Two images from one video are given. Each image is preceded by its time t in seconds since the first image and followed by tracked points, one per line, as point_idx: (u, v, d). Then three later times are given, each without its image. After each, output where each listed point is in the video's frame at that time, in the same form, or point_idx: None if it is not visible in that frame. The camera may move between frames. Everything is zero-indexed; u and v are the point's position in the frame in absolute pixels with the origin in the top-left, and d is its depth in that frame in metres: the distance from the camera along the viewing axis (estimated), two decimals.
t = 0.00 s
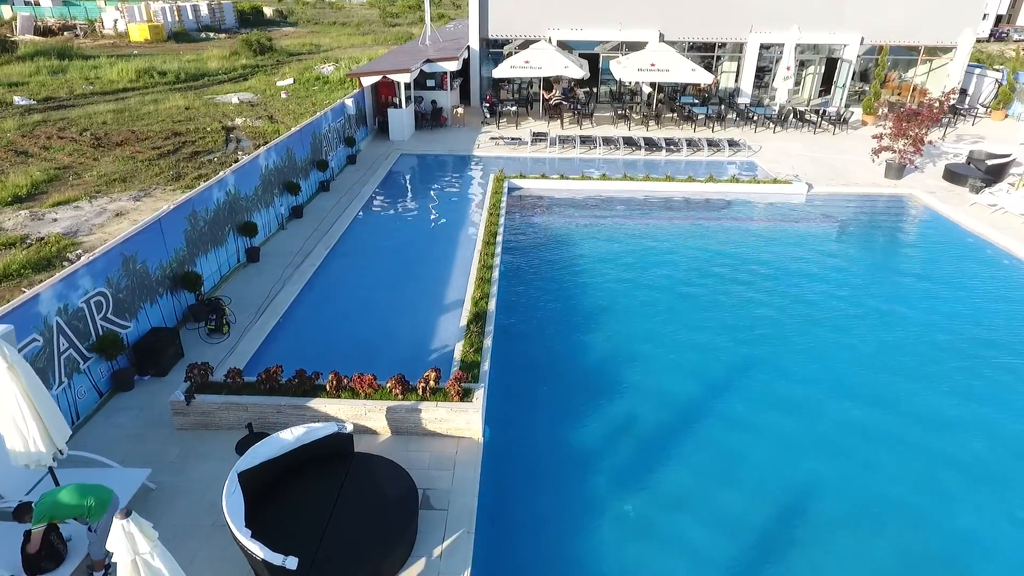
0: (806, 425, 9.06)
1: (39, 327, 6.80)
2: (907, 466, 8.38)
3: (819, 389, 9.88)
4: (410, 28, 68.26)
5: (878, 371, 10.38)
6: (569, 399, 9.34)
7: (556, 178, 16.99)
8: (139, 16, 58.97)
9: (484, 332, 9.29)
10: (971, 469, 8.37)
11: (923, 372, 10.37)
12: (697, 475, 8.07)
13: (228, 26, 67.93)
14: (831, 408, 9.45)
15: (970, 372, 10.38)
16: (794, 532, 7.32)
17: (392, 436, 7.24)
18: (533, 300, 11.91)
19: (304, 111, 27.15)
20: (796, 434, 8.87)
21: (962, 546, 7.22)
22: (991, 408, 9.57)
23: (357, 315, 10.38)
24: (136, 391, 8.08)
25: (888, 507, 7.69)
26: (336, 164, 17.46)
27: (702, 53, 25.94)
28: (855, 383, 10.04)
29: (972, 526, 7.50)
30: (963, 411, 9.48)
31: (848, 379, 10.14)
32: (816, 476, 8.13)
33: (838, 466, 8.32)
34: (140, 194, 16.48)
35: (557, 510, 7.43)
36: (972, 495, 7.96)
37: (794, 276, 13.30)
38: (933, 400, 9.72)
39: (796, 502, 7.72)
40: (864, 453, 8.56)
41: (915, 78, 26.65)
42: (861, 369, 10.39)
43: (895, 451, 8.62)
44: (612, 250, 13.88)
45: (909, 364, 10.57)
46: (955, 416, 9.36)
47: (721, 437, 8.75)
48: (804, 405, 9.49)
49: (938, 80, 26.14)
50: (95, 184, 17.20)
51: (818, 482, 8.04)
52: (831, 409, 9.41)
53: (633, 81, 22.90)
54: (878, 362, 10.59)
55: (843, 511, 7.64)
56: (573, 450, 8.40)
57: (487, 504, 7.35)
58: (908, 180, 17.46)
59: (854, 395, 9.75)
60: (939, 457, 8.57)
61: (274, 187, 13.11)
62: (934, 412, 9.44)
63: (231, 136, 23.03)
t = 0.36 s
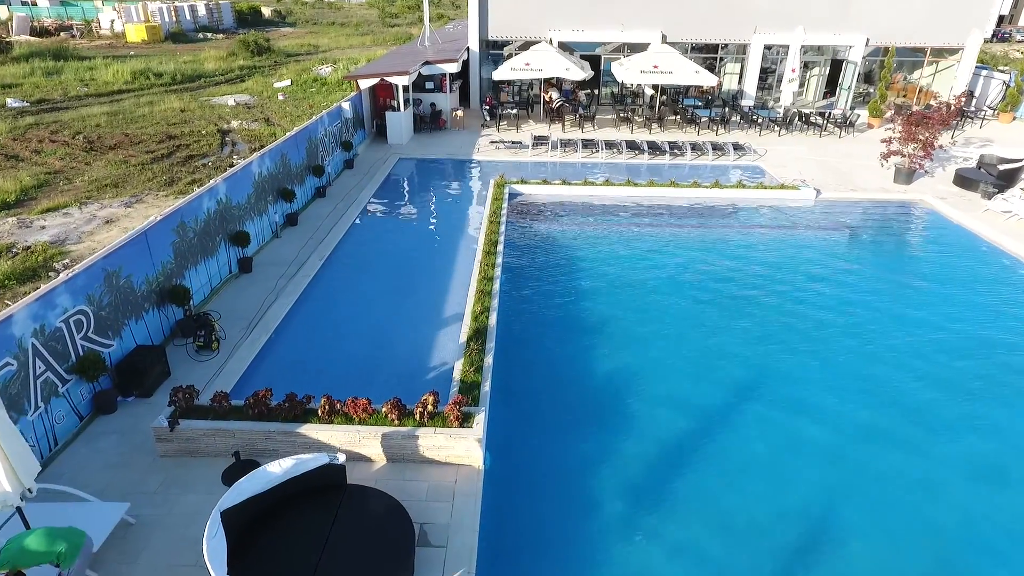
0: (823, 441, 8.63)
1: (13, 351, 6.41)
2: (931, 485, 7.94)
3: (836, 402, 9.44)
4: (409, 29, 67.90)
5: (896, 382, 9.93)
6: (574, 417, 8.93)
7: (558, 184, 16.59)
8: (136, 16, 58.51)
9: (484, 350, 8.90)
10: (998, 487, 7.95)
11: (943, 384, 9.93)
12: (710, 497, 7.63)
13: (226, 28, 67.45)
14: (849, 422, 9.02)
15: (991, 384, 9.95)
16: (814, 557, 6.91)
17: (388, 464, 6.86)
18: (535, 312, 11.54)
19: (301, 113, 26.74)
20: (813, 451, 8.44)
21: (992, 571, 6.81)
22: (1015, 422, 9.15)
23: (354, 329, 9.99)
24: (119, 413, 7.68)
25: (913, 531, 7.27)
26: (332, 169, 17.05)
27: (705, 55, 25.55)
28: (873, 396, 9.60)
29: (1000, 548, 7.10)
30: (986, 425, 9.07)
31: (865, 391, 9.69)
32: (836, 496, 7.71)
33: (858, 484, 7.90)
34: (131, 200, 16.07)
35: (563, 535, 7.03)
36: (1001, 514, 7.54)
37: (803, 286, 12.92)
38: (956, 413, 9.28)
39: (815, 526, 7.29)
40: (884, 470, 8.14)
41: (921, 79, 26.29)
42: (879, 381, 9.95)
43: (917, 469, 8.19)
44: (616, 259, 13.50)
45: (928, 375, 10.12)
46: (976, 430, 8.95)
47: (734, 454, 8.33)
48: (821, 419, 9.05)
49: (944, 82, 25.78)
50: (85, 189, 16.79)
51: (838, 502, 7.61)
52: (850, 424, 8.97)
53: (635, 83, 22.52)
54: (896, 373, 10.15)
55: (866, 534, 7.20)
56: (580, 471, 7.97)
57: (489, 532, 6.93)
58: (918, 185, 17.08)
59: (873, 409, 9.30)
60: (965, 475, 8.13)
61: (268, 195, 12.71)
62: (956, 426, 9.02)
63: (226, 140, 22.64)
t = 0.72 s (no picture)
0: (835, 477, 8.32)
1: None
2: (948, 524, 7.64)
3: (848, 432, 9.13)
4: (408, 29, 67.45)
5: (908, 410, 9.64)
6: (578, 446, 8.56)
7: (560, 189, 16.22)
8: (133, 17, 58.04)
9: (485, 369, 8.51)
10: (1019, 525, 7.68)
11: (957, 411, 9.64)
12: (721, 539, 7.29)
13: (224, 27, 66.87)
14: (862, 455, 8.70)
15: (1008, 410, 9.65)
16: None
17: (384, 494, 6.47)
18: (537, 324, 11.16)
19: (298, 115, 26.33)
20: (825, 486, 8.12)
21: None
22: None
23: (349, 345, 9.58)
24: (101, 437, 7.29)
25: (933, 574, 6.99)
26: (329, 173, 16.64)
27: (708, 57, 25.17)
28: (885, 425, 9.28)
29: None
30: (1002, 456, 8.80)
31: (877, 420, 9.39)
32: (851, 534, 7.43)
33: (873, 523, 7.63)
34: (122, 206, 15.67)
35: None
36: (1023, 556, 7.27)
37: (812, 298, 12.57)
38: (971, 443, 8.97)
39: (830, 571, 6.98)
40: (900, 506, 7.87)
41: (927, 81, 25.92)
42: (890, 409, 9.66)
43: (934, 506, 7.89)
44: (619, 268, 13.14)
45: (940, 402, 9.84)
46: (993, 461, 8.68)
47: (744, 488, 8.05)
48: (833, 452, 8.73)
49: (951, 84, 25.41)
50: (75, 194, 16.39)
51: (853, 543, 7.33)
52: (863, 457, 8.67)
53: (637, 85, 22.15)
54: (908, 401, 9.85)
55: None
56: (584, 508, 7.64)
57: None
58: (928, 191, 16.70)
59: (886, 440, 8.99)
60: (984, 513, 7.82)
61: (261, 202, 12.30)
62: (973, 457, 8.74)
63: (222, 143, 22.23)
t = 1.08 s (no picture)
0: (852, 504, 7.96)
1: None
2: (972, 557, 7.30)
3: (861, 457, 8.77)
4: (407, 29, 66.97)
5: (924, 434, 9.29)
6: (583, 470, 8.17)
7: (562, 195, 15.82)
8: (130, 18, 57.61)
9: (486, 388, 8.10)
10: None
11: (975, 435, 9.29)
12: (734, 574, 6.91)
13: (222, 28, 66.31)
14: (878, 483, 8.34)
15: None
16: None
17: (378, 529, 6.07)
18: (539, 337, 10.75)
19: (294, 118, 25.92)
20: (842, 515, 7.78)
21: None
22: None
23: (344, 361, 9.16)
24: (78, 464, 6.88)
25: None
26: (325, 178, 16.23)
27: (711, 59, 24.78)
28: (900, 450, 8.93)
29: None
30: None
31: (891, 444, 9.04)
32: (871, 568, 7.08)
33: (894, 555, 7.28)
34: (112, 213, 15.26)
35: None
36: None
37: (823, 311, 12.18)
38: (992, 469, 8.63)
39: None
40: (921, 538, 7.52)
41: (933, 82, 25.52)
42: (905, 432, 9.31)
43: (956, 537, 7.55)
44: (624, 278, 12.74)
45: (956, 425, 9.50)
46: (1015, 488, 8.34)
47: (758, 517, 7.68)
48: (847, 480, 8.36)
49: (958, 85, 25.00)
50: (64, 200, 15.97)
51: None
52: (879, 485, 8.31)
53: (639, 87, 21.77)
54: (923, 423, 9.50)
55: None
56: (590, 538, 7.26)
57: None
58: (939, 196, 16.30)
59: (902, 467, 8.64)
60: (1009, 545, 7.47)
61: (253, 210, 11.90)
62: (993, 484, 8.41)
63: (216, 146, 21.82)
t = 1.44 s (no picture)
0: (870, 526, 7.56)
1: None
2: None
3: (879, 476, 8.33)
4: (403, 30, 66.54)
5: (943, 450, 8.85)
6: (586, 493, 7.77)
7: (560, 200, 15.40)
8: (123, 19, 57.10)
9: (483, 410, 7.70)
10: None
11: (996, 450, 8.86)
12: None
13: (216, 28, 65.66)
14: (897, 503, 7.89)
15: None
16: None
17: (368, 567, 5.66)
18: (538, 352, 10.35)
19: (287, 120, 25.49)
20: (860, 539, 7.37)
21: None
22: None
23: (335, 378, 8.75)
24: (50, 495, 6.47)
25: None
26: (317, 183, 15.81)
27: (711, 60, 24.43)
28: (918, 467, 8.50)
29: None
30: None
31: (909, 460, 8.61)
32: None
33: None
34: (97, 219, 14.81)
35: None
36: None
37: (831, 319, 11.81)
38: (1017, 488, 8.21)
39: None
40: (945, 562, 7.12)
41: (935, 84, 25.23)
42: (923, 447, 8.87)
43: (981, 562, 7.14)
44: (625, 286, 12.35)
45: (977, 439, 9.07)
46: None
47: (771, 541, 7.27)
48: (864, 500, 7.93)
49: (960, 86, 24.73)
50: (49, 206, 15.53)
51: None
52: (898, 506, 7.87)
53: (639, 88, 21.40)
54: (942, 438, 9.07)
55: None
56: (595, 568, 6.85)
57: None
58: (946, 201, 15.96)
59: (921, 485, 8.20)
60: None
61: (242, 218, 11.48)
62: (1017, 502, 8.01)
63: (207, 150, 21.38)
